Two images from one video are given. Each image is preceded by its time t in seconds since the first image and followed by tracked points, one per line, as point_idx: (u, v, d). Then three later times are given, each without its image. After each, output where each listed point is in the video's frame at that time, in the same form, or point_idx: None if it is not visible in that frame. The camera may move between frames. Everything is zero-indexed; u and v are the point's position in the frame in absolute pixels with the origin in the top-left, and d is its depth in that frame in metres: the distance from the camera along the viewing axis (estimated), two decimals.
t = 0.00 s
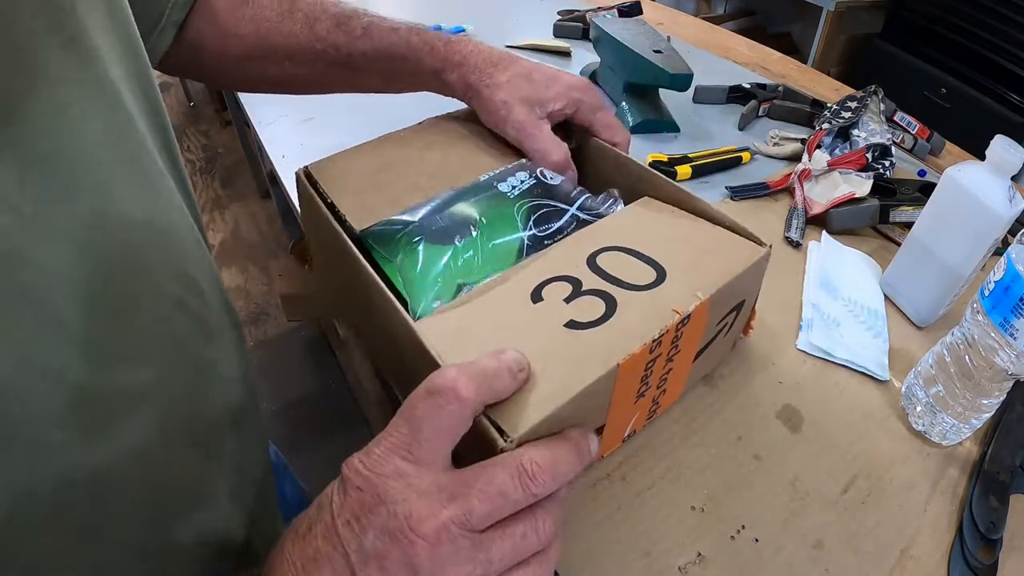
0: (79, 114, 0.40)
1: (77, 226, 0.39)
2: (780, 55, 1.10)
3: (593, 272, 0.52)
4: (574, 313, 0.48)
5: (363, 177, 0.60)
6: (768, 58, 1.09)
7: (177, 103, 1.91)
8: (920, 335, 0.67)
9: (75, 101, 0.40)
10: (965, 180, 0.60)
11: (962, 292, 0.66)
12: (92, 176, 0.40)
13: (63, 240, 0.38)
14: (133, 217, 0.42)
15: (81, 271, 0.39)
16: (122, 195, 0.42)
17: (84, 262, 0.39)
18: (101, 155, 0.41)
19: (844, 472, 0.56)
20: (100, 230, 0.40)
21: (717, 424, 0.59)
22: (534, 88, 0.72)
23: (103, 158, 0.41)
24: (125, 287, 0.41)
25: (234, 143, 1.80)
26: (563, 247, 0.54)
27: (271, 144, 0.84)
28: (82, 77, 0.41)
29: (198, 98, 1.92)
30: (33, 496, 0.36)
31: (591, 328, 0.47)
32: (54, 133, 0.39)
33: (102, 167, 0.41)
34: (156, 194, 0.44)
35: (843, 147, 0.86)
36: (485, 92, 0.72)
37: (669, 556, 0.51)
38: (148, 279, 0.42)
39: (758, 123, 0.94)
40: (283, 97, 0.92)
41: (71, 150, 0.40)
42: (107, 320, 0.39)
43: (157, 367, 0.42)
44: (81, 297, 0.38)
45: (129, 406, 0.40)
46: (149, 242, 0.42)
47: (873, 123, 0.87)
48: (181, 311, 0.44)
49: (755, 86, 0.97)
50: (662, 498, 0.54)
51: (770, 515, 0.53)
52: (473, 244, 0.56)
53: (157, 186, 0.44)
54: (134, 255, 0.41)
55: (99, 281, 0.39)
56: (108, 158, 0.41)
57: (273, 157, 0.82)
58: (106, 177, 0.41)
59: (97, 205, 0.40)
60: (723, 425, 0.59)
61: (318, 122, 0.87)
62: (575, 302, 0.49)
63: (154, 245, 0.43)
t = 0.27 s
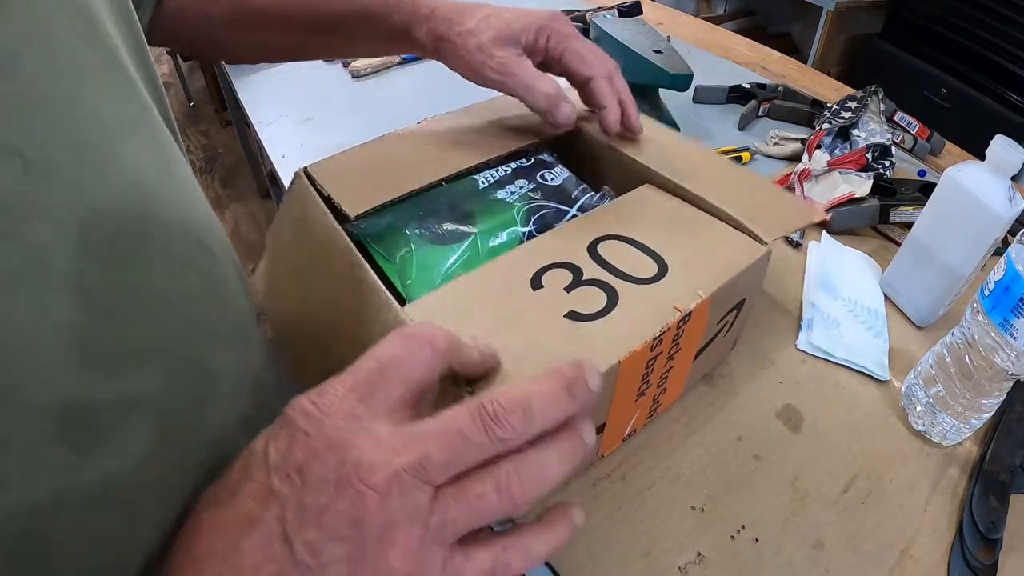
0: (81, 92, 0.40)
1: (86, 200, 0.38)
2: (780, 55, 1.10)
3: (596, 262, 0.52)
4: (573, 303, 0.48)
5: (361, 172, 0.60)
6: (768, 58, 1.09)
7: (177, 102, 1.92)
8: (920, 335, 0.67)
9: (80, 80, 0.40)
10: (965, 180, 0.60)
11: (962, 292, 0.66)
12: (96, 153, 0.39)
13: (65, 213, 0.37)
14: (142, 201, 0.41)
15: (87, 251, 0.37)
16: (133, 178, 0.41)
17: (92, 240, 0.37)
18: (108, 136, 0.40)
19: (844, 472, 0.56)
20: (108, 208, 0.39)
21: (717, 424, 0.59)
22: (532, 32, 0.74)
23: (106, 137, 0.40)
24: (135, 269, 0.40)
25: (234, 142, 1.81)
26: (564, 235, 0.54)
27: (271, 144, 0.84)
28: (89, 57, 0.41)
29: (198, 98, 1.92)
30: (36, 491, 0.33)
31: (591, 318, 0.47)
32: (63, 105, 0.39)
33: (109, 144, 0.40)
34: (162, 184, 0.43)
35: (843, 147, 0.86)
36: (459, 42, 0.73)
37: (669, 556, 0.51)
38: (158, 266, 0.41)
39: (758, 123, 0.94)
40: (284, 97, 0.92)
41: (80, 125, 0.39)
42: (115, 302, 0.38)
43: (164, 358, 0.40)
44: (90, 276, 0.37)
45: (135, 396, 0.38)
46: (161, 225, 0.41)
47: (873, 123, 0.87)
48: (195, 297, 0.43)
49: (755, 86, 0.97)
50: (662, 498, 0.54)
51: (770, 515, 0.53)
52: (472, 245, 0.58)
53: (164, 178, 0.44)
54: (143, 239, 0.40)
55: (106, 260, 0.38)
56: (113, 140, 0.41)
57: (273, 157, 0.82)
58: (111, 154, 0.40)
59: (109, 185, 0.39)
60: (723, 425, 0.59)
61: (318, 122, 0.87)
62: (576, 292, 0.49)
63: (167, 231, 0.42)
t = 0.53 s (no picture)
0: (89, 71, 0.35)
1: (96, 193, 0.34)
2: (780, 55, 1.10)
3: (597, 254, 0.52)
4: (578, 295, 0.49)
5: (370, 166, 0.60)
6: (768, 58, 1.09)
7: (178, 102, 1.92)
8: (920, 335, 0.67)
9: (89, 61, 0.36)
10: (966, 180, 0.60)
11: (961, 292, 0.66)
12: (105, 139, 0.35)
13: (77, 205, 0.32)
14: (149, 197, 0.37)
15: (99, 247, 0.33)
16: (140, 171, 0.37)
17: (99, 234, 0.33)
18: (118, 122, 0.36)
19: (845, 472, 0.56)
20: (122, 204, 0.35)
21: (717, 424, 0.59)
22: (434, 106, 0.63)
23: (116, 123, 0.36)
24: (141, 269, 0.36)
25: (234, 143, 1.81)
26: (575, 213, 0.56)
27: (271, 143, 0.84)
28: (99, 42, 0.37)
29: (198, 98, 1.91)
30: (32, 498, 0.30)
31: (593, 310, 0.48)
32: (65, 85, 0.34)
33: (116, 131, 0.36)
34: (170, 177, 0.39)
35: (843, 147, 0.86)
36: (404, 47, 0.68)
37: (669, 556, 0.51)
38: (168, 267, 0.37)
39: (758, 123, 0.94)
40: (284, 97, 0.92)
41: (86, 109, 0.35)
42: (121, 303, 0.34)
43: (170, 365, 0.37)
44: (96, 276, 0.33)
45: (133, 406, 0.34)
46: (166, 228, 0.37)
47: (873, 123, 0.87)
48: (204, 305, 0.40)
49: (755, 86, 0.97)
50: (662, 498, 0.54)
51: (770, 515, 0.53)
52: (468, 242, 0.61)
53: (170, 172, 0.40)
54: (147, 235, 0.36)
55: (114, 258, 0.34)
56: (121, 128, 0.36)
57: (273, 157, 0.82)
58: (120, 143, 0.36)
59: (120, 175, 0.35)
60: (723, 425, 0.59)
61: (318, 122, 0.87)
62: (579, 284, 0.50)
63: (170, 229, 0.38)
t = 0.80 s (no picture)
0: (102, 74, 0.40)
1: (104, 191, 0.40)
2: (781, 55, 1.10)
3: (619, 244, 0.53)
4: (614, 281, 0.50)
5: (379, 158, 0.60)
6: (768, 58, 1.09)
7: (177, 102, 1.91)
8: (920, 335, 0.67)
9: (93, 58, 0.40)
10: (966, 181, 0.60)
11: (961, 292, 0.66)
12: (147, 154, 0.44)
13: (78, 195, 0.38)
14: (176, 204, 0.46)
15: (103, 236, 0.39)
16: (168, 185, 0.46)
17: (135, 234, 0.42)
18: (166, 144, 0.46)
19: (845, 472, 0.56)
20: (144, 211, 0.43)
21: (717, 424, 0.59)
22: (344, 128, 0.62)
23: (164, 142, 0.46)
24: (168, 264, 0.45)
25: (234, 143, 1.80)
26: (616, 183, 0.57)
27: (270, 143, 0.84)
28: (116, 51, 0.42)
29: (198, 97, 1.91)
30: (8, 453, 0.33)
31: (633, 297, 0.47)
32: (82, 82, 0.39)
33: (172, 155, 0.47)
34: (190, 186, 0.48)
35: (843, 147, 0.86)
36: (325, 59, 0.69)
37: (669, 556, 0.51)
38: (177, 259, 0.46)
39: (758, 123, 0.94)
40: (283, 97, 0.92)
41: (89, 107, 0.39)
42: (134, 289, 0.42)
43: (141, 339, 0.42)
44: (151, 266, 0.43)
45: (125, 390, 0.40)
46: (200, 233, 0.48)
47: (873, 123, 0.87)
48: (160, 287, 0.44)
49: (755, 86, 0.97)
50: (662, 499, 0.54)
51: (770, 515, 0.53)
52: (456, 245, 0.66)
53: (187, 183, 0.48)
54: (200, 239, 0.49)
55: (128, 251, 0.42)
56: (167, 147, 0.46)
57: (273, 157, 0.82)
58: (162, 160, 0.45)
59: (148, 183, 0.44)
60: (723, 425, 0.59)
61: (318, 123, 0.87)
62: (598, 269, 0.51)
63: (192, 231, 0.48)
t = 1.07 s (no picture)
0: (102, 76, 0.38)
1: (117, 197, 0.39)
2: (780, 55, 1.10)
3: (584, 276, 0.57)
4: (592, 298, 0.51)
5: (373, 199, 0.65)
6: (768, 57, 1.09)
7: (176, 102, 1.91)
8: (920, 335, 0.68)
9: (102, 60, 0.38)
10: (965, 181, 0.60)
11: (961, 292, 0.66)
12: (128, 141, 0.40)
13: (87, 193, 0.37)
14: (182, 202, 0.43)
15: (105, 234, 0.38)
16: (174, 180, 0.43)
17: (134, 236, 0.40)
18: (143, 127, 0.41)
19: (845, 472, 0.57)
20: (145, 209, 0.40)
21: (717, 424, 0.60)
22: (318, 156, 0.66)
23: (142, 130, 0.41)
24: (171, 266, 0.42)
25: (234, 143, 1.80)
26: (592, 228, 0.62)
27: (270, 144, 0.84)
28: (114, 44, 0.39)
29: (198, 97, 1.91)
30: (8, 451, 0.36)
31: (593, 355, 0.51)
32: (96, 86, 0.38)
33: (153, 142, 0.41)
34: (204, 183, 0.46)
35: (843, 147, 0.86)
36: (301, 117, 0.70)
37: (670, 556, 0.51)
38: (188, 266, 0.44)
39: (758, 123, 0.94)
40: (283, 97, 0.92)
41: (97, 101, 0.38)
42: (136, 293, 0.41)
43: (157, 344, 0.42)
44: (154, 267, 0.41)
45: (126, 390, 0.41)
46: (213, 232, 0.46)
47: (873, 123, 0.87)
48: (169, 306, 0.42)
49: (755, 86, 0.97)
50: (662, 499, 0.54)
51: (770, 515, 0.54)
52: (460, 249, 0.67)
53: (201, 179, 0.46)
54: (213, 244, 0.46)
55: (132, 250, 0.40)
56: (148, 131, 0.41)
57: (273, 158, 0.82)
58: (160, 149, 0.42)
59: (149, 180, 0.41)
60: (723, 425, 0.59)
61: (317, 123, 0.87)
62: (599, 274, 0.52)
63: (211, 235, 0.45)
